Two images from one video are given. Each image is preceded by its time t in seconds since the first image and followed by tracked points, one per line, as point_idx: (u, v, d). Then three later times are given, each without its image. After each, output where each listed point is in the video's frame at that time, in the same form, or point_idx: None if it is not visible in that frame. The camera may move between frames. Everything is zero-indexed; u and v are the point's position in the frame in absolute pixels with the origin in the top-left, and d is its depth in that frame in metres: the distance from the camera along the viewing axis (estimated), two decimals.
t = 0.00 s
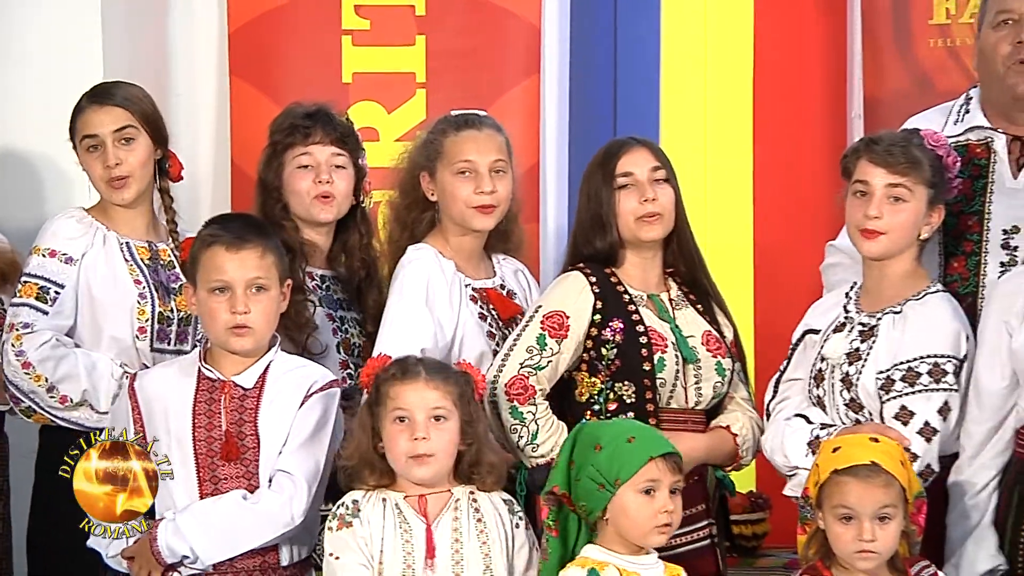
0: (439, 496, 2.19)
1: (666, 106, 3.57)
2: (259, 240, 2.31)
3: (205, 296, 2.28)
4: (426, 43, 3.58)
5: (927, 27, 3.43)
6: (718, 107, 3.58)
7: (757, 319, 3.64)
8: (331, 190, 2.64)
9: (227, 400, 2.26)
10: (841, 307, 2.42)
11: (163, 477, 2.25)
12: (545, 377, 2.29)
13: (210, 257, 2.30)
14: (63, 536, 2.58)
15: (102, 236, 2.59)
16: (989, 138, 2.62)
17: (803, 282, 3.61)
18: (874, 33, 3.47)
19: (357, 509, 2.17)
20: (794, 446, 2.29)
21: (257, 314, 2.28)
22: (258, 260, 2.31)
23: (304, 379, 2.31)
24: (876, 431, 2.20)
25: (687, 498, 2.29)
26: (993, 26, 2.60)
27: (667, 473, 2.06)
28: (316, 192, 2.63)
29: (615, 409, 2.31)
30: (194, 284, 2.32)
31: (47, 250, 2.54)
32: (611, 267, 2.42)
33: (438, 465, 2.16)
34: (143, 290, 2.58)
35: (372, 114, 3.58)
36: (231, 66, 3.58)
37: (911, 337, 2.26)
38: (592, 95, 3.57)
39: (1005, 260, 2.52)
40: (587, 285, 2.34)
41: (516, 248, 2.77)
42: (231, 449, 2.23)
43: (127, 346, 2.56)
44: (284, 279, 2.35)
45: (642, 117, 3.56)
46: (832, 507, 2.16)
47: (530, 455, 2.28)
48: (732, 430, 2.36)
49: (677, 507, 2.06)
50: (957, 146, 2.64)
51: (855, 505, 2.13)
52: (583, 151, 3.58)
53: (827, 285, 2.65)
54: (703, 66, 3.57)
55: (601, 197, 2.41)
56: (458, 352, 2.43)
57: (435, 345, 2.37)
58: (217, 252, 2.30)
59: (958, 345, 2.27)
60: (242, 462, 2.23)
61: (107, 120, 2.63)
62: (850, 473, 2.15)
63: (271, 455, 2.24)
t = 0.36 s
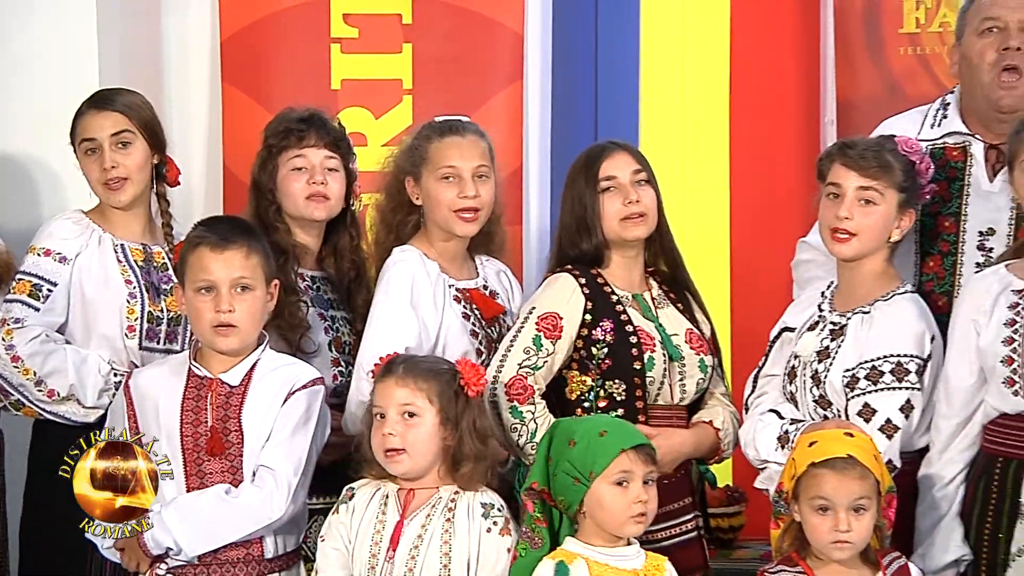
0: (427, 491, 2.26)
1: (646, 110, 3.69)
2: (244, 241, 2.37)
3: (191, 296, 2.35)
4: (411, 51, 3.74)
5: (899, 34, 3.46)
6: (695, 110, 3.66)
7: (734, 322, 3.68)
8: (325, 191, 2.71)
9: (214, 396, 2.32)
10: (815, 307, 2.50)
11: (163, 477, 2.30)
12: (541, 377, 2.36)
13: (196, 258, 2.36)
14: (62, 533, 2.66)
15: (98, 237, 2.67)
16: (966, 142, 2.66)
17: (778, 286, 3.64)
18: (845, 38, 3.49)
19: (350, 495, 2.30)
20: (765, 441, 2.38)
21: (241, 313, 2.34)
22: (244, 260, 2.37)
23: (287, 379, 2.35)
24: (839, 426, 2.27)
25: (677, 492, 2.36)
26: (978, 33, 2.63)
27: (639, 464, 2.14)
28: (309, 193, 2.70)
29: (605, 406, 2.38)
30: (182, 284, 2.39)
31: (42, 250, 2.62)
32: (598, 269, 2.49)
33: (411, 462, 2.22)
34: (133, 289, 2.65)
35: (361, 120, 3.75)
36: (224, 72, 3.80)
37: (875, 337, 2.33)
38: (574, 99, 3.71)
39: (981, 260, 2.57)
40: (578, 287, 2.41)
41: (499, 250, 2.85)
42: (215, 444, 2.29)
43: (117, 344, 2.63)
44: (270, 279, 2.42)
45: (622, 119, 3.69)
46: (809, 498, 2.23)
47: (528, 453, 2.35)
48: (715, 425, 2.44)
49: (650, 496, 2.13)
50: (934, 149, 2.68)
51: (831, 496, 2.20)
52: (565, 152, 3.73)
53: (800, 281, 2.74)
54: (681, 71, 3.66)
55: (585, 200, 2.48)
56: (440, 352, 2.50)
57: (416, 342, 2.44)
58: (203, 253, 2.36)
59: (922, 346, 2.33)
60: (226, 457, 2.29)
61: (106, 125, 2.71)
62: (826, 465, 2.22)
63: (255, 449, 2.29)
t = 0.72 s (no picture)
0: (419, 486, 2.30)
1: (629, 114, 3.84)
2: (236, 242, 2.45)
3: (186, 296, 2.42)
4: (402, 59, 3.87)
5: (872, 42, 3.64)
6: (676, 113, 3.84)
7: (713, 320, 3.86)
8: (318, 192, 2.79)
9: (210, 393, 2.40)
10: (791, 306, 2.57)
11: (162, 477, 2.35)
12: (521, 374, 2.43)
13: (191, 259, 2.43)
14: (63, 526, 2.75)
15: (89, 241, 2.75)
16: (937, 146, 2.75)
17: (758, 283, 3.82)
18: (824, 49, 3.67)
19: (341, 495, 2.29)
20: (753, 438, 2.44)
21: (235, 312, 2.41)
22: (237, 261, 2.45)
23: (283, 373, 2.45)
24: (831, 422, 2.35)
25: (655, 486, 2.45)
26: (931, 50, 2.73)
27: (609, 455, 2.19)
28: (303, 193, 2.78)
29: (587, 402, 2.45)
30: (176, 284, 2.46)
31: (39, 256, 2.69)
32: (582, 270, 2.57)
33: (414, 453, 2.27)
34: (131, 290, 2.75)
35: (353, 125, 3.87)
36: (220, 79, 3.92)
37: (862, 335, 2.41)
38: (558, 104, 3.87)
39: (954, 260, 2.64)
40: (560, 286, 2.50)
41: (492, 251, 2.93)
42: (213, 439, 2.36)
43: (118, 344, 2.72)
44: (260, 279, 2.49)
45: (606, 123, 3.83)
46: (789, 490, 2.30)
47: (509, 447, 2.43)
48: (696, 421, 2.52)
49: (623, 485, 2.17)
50: (908, 155, 2.77)
51: (811, 488, 2.27)
52: (550, 154, 3.89)
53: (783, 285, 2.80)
54: (663, 76, 3.84)
55: (570, 203, 2.56)
56: (422, 348, 2.57)
57: (393, 339, 2.51)
58: (196, 254, 2.44)
59: (900, 340, 2.42)
60: (225, 452, 2.36)
61: (102, 123, 2.79)
62: (807, 458, 2.29)
63: (252, 444, 2.37)
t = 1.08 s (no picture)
0: (408, 477, 2.37)
1: (612, 120, 3.96)
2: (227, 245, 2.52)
3: (178, 297, 2.49)
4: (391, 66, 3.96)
5: (847, 50, 3.75)
6: (657, 119, 3.95)
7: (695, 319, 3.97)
8: (307, 196, 2.86)
9: (202, 390, 2.47)
10: (766, 307, 2.64)
11: (163, 477, 2.42)
12: (491, 369, 2.52)
13: (182, 262, 2.50)
14: (62, 527, 2.88)
15: (83, 246, 2.83)
16: (906, 148, 2.86)
17: (737, 283, 3.93)
18: (799, 55, 3.78)
19: (341, 492, 2.32)
20: (743, 435, 2.48)
21: (224, 312, 2.48)
22: (225, 263, 2.51)
23: (272, 372, 2.52)
24: (815, 419, 2.43)
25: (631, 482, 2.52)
26: (906, 51, 2.82)
27: (602, 446, 2.26)
28: (293, 197, 2.86)
29: (561, 399, 2.55)
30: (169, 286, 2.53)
31: (39, 263, 2.77)
32: (563, 270, 2.66)
33: (414, 444, 2.33)
34: (132, 291, 2.84)
35: (344, 130, 3.97)
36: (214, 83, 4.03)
37: (847, 332, 2.50)
38: (542, 111, 3.96)
39: (920, 259, 2.78)
40: (535, 285, 2.59)
41: (483, 253, 3.01)
42: (204, 436, 2.44)
43: (124, 343, 2.81)
44: (252, 280, 2.57)
45: (588, 129, 3.95)
46: (770, 485, 2.37)
47: (477, 441, 2.51)
48: (671, 418, 2.60)
49: (614, 475, 2.24)
50: (877, 155, 2.89)
51: (791, 482, 2.34)
52: (536, 159, 3.98)
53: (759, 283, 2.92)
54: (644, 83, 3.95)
55: (554, 204, 2.65)
56: (406, 348, 2.65)
57: (375, 337, 2.61)
58: (188, 257, 2.51)
59: (883, 335, 2.53)
60: (215, 448, 2.44)
61: (98, 132, 2.87)
62: (788, 453, 2.36)
63: (241, 440, 2.44)
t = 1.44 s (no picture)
0: (394, 475, 2.42)
1: (596, 127, 4.04)
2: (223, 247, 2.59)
3: (178, 298, 2.57)
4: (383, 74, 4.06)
5: (826, 58, 3.84)
6: (642, 127, 4.05)
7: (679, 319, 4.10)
8: (300, 201, 2.94)
9: (201, 389, 2.55)
10: (747, 307, 2.74)
11: (163, 477, 2.47)
12: (473, 365, 2.61)
13: (181, 264, 2.58)
14: (65, 522, 2.97)
15: (84, 249, 2.91)
16: (886, 153, 2.95)
17: (719, 285, 4.05)
18: (779, 66, 3.87)
19: (320, 485, 2.42)
20: (719, 430, 2.59)
21: (222, 313, 2.55)
22: (223, 265, 2.59)
23: (268, 371, 2.59)
24: (794, 416, 2.51)
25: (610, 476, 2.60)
26: (891, 59, 2.91)
27: (591, 442, 2.33)
28: (286, 202, 2.94)
29: (543, 395, 2.63)
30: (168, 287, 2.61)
31: (43, 267, 2.84)
32: (548, 270, 2.75)
33: (395, 444, 2.39)
34: (133, 293, 2.93)
35: (338, 136, 4.05)
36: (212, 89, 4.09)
37: (820, 331, 2.58)
38: (530, 119, 4.06)
39: (897, 261, 2.86)
40: (520, 284, 2.69)
41: (472, 255, 3.09)
42: (202, 433, 2.51)
43: (127, 342, 2.90)
44: (249, 281, 2.64)
45: (576, 137, 4.04)
46: (751, 479, 2.45)
47: (459, 434, 2.62)
48: (652, 416, 2.68)
49: (603, 471, 2.32)
50: (858, 160, 2.98)
51: (772, 475, 2.42)
52: (524, 165, 4.08)
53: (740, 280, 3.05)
54: (629, 92, 4.04)
55: (541, 207, 2.74)
56: (398, 347, 2.74)
57: (369, 336, 2.69)
58: (185, 260, 2.58)
59: (859, 335, 2.61)
60: (213, 445, 2.51)
61: (98, 138, 2.95)
62: (767, 447, 2.44)
63: (238, 437, 2.51)
